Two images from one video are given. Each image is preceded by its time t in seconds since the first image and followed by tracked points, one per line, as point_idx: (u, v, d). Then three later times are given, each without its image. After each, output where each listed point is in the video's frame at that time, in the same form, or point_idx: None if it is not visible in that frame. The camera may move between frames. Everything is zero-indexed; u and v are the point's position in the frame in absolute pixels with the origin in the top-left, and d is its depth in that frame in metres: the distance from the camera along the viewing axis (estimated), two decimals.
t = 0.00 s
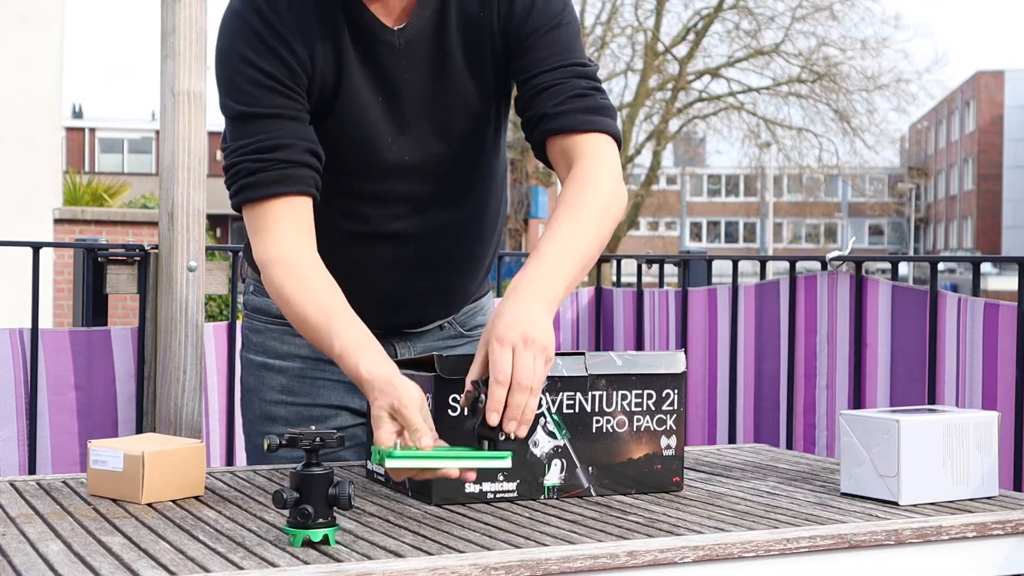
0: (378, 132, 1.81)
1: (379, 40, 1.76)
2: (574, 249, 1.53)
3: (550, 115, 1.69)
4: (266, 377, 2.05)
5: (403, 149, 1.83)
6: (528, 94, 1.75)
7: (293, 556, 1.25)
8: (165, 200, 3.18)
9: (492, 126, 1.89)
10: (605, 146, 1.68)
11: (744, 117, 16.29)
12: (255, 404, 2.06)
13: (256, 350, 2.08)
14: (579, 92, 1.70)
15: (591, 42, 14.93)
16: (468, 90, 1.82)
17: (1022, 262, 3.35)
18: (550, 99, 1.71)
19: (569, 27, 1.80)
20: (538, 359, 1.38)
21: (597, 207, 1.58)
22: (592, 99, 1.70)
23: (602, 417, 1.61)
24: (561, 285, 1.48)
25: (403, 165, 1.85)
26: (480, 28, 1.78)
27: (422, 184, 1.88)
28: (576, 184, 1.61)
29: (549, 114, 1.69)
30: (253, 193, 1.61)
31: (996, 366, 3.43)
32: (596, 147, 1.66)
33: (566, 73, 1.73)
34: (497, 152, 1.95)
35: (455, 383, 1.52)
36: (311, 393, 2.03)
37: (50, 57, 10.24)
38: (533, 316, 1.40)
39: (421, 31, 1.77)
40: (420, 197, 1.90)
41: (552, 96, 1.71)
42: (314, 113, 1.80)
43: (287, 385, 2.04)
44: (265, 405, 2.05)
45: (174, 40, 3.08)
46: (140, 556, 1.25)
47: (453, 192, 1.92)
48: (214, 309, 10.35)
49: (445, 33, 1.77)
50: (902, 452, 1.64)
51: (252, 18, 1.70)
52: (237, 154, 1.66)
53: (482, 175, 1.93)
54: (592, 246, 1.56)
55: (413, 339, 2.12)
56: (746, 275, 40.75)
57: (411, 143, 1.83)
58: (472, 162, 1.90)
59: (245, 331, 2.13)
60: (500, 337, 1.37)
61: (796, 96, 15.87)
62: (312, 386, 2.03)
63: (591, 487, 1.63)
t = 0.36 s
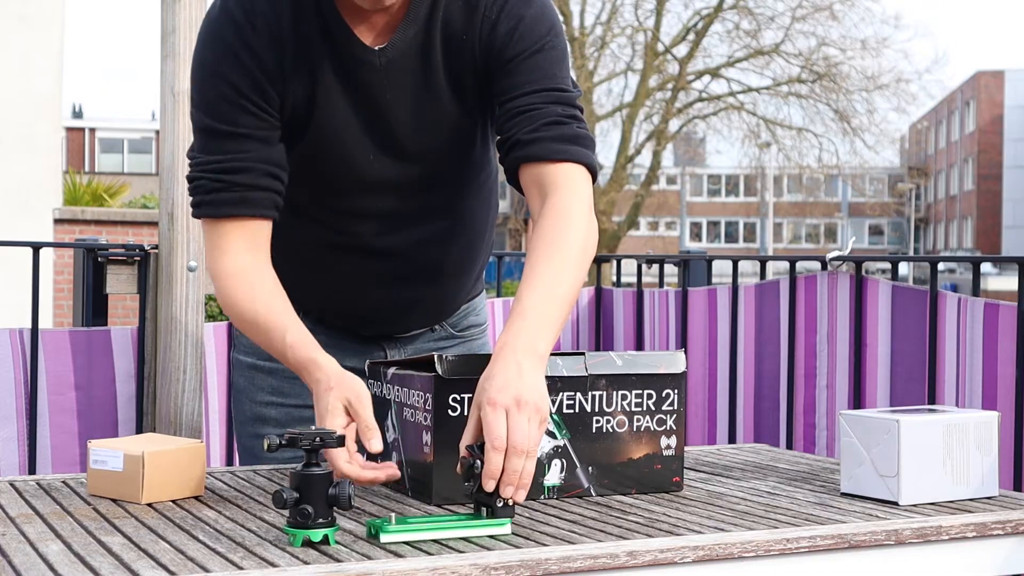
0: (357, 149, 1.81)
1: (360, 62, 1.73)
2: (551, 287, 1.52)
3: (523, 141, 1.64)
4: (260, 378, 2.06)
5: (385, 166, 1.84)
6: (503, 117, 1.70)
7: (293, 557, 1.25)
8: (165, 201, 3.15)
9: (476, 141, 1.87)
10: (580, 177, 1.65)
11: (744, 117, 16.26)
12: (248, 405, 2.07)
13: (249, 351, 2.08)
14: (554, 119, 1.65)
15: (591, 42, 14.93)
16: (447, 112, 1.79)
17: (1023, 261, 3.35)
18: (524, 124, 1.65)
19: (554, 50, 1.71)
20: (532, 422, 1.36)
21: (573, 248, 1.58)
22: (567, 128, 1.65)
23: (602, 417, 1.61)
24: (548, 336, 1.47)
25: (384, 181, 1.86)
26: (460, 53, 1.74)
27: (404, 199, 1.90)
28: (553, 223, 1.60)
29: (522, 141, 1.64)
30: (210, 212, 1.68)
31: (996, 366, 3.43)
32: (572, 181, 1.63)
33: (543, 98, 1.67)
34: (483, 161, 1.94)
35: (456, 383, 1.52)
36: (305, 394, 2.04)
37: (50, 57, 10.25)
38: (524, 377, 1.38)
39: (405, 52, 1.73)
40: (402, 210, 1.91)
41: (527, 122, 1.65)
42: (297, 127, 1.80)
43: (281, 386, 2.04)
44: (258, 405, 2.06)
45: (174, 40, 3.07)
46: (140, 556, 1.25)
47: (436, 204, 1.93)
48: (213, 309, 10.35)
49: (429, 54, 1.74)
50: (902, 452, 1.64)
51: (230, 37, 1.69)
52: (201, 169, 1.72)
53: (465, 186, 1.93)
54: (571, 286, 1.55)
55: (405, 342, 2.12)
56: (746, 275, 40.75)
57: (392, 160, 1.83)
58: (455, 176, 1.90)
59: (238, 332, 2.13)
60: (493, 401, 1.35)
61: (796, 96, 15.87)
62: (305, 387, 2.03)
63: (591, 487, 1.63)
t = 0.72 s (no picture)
0: (359, 149, 1.81)
1: (364, 60, 1.73)
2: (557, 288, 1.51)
3: (528, 146, 1.65)
4: (257, 378, 2.06)
5: (386, 165, 1.83)
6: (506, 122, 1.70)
7: (293, 556, 1.25)
8: (165, 201, 3.16)
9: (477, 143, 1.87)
10: (583, 186, 1.65)
11: (743, 117, 16.25)
12: (246, 405, 2.07)
13: (247, 351, 2.08)
14: (560, 126, 1.66)
15: (591, 42, 14.93)
16: (451, 113, 1.80)
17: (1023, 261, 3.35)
18: (528, 130, 1.65)
19: (559, 58, 1.73)
20: (536, 415, 1.33)
21: (574, 254, 1.57)
22: (571, 136, 1.65)
23: (602, 417, 1.61)
24: (549, 332, 1.45)
25: (385, 180, 1.85)
26: (466, 55, 1.75)
27: (406, 199, 1.89)
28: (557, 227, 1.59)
29: (526, 146, 1.64)
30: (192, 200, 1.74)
31: (996, 366, 3.43)
32: (574, 187, 1.63)
33: (546, 104, 1.67)
34: (484, 163, 1.94)
35: (455, 382, 1.52)
36: (303, 394, 2.04)
37: (50, 57, 10.25)
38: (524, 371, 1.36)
39: (411, 52, 1.74)
40: (403, 210, 1.90)
41: (530, 127, 1.66)
42: (298, 126, 1.80)
43: (279, 386, 2.04)
44: (256, 406, 2.06)
45: (174, 40, 3.07)
46: (140, 556, 1.25)
47: (437, 204, 1.92)
48: (213, 308, 10.36)
49: (435, 54, 1.74)
50: (902, 452, 1.64)
51: (233, 32, 1.70)
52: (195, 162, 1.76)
53: (467, 187, 1.93)
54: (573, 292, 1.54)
55: (406, 342, 2.12)
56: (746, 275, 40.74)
57: (394, 159, 1.83)
58: (457, 177, 1.90)
59: (236, 332, 2.13)
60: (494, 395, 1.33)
61: (796, 96, 15.87)
62: (303, 386, 2.04)
63: (591, 487, 1.63)
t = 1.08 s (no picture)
0: (381, 138, 1.78)
1: (392, 47, 1.73)
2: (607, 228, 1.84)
3: (603, 138, 1.98)
4: (262, 377, 2.05)
5: (409, 153, 1.81)
6: (569, 118, 1.98)
7: (293, 556, 1.25)
8: (165, 201, 3.15)
9: (495, 131, 1.88)
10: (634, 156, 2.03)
11: (744, 117, 16.26)
12: (251, 405, 2.06)
13: (252, 350, 2.07)
14: (616, 110, 2.00)
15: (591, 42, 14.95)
16: (475, 99, 1.81)
17: (1022, 261, 3.35)
18: (599, 122, 1.97)
19: (591, 44, 1.98)
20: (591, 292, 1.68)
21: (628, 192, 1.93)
22: (625, 117, 2.02)
23: (602, 417, 1.61)
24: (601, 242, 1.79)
25: (405, 169, 1.83)
26: (494, 42, 1.80)
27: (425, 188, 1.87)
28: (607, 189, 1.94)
29: (603, 138, 1.98)
30: (200, 186, 1.67)
31: (996, 367, 3.43)
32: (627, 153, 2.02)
33: (603, 97, 1.98)
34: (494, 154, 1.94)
35: (455, 382, 1.52)
36: (306, 395, 2.03)
37: (50, 57, 10.26)
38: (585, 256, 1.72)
39: (439, 38, 1.75)
40: (420, 199, 1.87)
41: (600, 119, 1.97)
42: (316, 116, 1.76)
43: (283, 386, 2.03)
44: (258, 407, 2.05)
45: (174, 40, 3.07)
46: (140, 556, 1.25)
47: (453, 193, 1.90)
48: (213, 309, 10.37)
49: (463, 40, 1.76)
50: (902, 452, 1.64)
51: (257, 19, 1.65)
52: (208, 149, 1.68)
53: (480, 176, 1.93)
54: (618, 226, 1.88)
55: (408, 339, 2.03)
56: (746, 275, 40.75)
57: (417, 146, 1.81)
58: (475, 164, 1.90)
59: (241, 332, 2.12)
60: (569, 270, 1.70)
61: (796, 96, 15.88)
62: (308, 388, 2.03)
63: (591, 487, 1.62)
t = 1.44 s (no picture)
0: (427, 114, 1.80)
1: (445, 25, 1.77)
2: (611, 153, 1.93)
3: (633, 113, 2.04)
4: (285, 375, 2.06)
5: (449, 127, 1.84)
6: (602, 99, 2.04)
7: (293, 556, 1.25)
8: (165, 201, 3.15)
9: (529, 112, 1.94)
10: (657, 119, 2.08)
11: (743, 117, 16.24)
12: (272, 401, 2.07)
13: (275, 347, 2.09)
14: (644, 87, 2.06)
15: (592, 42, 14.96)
16: (518, 78, 1.87)
17: (1023, 261, 3.35)
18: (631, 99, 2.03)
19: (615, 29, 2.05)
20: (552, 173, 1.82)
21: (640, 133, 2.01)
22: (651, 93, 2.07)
23: (602, 417, 1.61)
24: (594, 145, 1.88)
25: (444, 144, 1.85)
26: (538, 25, 1.88)
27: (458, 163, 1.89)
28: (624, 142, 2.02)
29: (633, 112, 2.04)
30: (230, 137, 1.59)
31: (996, 366, 3.44)
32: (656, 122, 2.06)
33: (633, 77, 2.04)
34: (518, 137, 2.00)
35: (455, 382, 1.52)
36: (329, 393, 2.04)
37: (50, 56, 10.25)
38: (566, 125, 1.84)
39: (487, 17, 1.80)
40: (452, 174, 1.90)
41: (631, 96, 2.03)
42: (356, 90, 1.76)
43: (305, 384, 2.04)
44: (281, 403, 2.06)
45: (174, 40, 3.07)
46: (140, 556, 1.25)
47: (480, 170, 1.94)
48: (213, 309, 10.37)
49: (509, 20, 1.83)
50: (902, 452, 1.64)
51: None
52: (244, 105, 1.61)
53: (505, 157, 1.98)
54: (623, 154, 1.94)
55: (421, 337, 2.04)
56: (745, 275, 40.75)
57: (458, 121, 1.84)
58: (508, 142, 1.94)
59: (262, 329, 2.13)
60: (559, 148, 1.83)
61: (796, 96, 15.88)
62: (333, 386, 2.04)
63: (591, 487, 1.63)
